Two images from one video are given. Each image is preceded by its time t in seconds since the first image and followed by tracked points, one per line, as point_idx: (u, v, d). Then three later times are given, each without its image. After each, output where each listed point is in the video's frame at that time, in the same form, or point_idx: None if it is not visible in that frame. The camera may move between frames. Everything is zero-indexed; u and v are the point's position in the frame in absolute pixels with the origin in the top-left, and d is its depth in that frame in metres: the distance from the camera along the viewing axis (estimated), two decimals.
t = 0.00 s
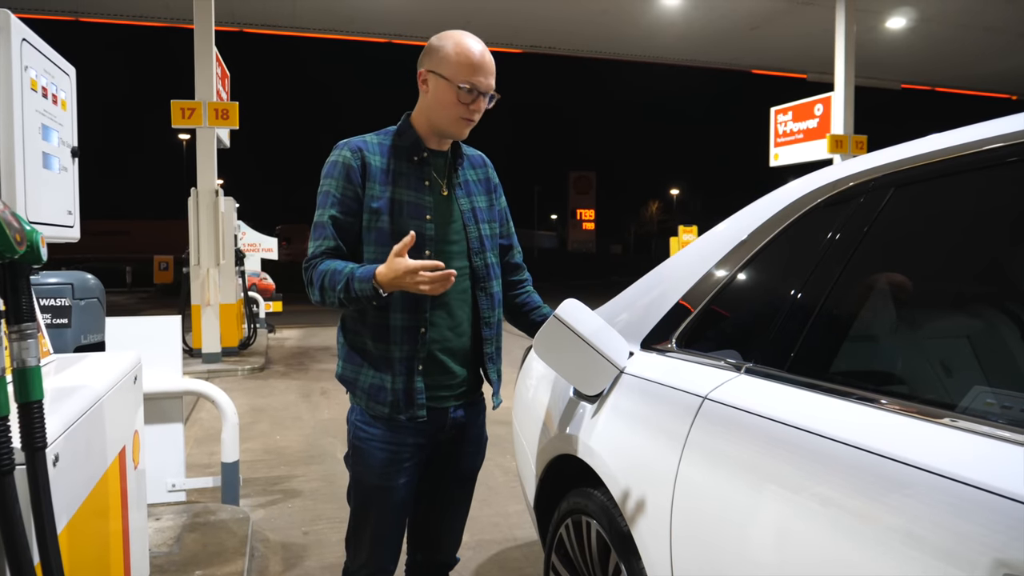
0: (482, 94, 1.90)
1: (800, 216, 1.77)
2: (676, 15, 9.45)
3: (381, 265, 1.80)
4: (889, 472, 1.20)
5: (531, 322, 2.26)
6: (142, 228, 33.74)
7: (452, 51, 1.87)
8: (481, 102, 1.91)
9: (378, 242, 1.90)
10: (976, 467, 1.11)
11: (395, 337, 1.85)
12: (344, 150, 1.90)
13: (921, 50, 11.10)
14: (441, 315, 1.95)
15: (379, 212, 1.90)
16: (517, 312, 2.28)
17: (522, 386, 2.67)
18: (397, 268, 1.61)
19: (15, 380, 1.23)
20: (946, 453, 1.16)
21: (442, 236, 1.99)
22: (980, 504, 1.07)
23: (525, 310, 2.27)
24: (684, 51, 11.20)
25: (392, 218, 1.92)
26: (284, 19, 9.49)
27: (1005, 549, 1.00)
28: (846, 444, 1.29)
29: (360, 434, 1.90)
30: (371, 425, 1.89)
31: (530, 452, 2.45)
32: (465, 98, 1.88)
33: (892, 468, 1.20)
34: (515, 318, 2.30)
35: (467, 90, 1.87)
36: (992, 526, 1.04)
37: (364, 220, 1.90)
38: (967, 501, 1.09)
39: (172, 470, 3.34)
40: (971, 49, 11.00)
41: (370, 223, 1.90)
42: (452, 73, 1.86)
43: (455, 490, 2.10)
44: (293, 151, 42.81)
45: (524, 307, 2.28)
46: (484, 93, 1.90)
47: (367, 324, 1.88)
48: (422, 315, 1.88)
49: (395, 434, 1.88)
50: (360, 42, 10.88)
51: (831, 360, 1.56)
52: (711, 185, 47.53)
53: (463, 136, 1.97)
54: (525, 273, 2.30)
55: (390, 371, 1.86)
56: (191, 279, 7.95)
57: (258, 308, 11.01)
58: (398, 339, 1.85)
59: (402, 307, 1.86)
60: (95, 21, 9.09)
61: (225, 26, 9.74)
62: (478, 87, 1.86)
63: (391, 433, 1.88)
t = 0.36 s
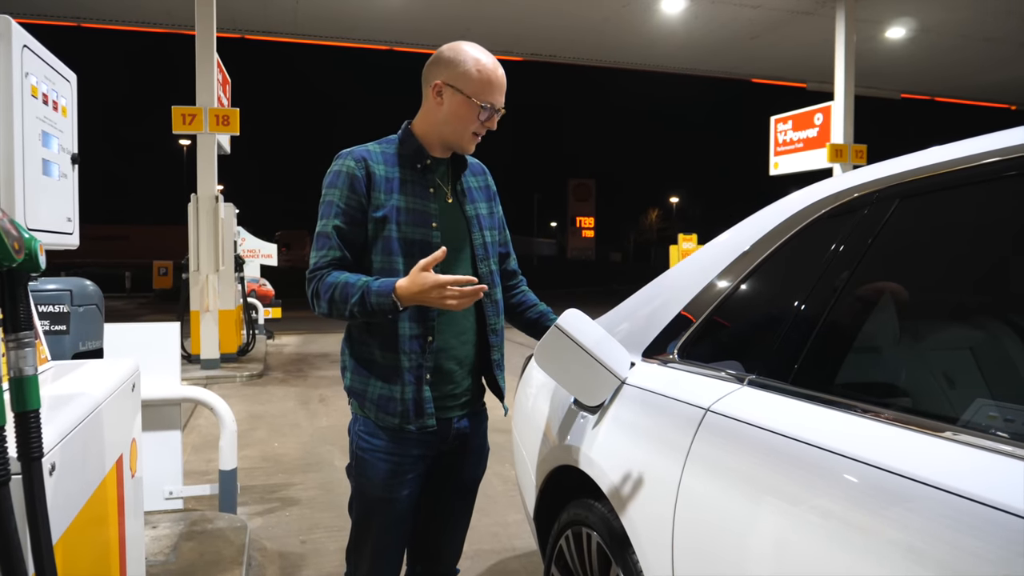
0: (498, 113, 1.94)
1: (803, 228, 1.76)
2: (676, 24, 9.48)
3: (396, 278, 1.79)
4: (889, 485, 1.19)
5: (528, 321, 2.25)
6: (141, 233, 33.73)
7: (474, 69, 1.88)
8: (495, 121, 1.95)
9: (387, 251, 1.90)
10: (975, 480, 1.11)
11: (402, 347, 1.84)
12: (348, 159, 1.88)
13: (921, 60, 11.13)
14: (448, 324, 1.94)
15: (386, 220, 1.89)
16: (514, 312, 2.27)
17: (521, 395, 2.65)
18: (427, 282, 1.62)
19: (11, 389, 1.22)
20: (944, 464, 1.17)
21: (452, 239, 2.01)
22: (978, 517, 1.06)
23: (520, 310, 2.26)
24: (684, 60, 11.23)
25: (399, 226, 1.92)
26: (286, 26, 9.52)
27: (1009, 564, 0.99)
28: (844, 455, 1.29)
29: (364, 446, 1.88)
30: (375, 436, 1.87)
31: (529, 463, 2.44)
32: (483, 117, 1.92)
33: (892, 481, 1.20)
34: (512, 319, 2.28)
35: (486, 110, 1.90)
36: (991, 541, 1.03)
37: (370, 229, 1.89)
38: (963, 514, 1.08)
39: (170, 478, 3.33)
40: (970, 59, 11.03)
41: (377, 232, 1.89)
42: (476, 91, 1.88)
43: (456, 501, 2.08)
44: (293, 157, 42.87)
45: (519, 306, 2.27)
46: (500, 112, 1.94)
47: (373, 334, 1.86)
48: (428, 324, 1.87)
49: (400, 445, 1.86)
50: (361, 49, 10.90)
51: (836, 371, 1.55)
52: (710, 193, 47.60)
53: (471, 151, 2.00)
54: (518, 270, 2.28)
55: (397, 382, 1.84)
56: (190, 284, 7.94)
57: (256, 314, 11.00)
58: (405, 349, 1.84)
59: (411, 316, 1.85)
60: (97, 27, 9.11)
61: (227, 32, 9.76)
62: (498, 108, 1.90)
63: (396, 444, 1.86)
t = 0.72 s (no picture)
0: (485, 100, 1.89)
1: (808, 239, 1.75)
2: (678, 30, 9.49)
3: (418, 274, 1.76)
4: (897, 496, 1.18)
5: (525, 327, 2.23)
6: (141, 237, 33.72)
7: (453, 61, 1.90)
8: (483, 108, 1.89)
9: (405, 255, 1.89)
10: (979, 490, 1.10)
11: (416, 350, 1.83)
12: (368, 161, 1.87)
13: (922, 67, 11.13)
14: (459, 330, 1.92)
15: (403, 224, 1.88)
16: (514, 318, 2.24)
17: (524, 402, 2.64)
18: (455, 267, 1.55)
19: (15, 395, 1.20)
20: (947, 472, 1.16)
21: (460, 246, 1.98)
22: (982, 527, 1.06)
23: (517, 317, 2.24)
24: (686, 66, 11.24)
25: (415, 231, 1.91)
26: (288, 30, 9.53)
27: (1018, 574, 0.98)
28: (849, 463, 1.28)
29: (371, 452, 1.87)
30: (383, 442, 1.86)
31: (533, 470, 2.42)
32: (466, 105, 1.88)
33: (896, 491, 1.19)
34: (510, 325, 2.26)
35: (466, 96, 1.87)
36: (992, 551, 1.03)
37: (388, 232, 1.88)
38: (966, 524, 1.08)
39: (170, 483, 3.31)
40: (972, 67, 11.03)
41: (395, 234, 1.88)
42: (453, 81, 1.88)
43: (461, 509, 2.06)
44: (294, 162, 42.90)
45: (519, 314, 2.24)
46: (485, 99, 1.89)
47: (386, 338, 1.85)
48: (442, 329, 1.87)
49: (409, 451, 1.85)
50: (363, 54, 10.91)
51: (845, 381, 1.54)
52: (711, 199, 47.64)
53: (471, 147, 1.95)
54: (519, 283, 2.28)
55: (410, 386, 1.83)
56: (191, 288, 7.93)
57: (257, 318, 10.99)
58: (418, 352, 1.83)
59: (424, 321, 1.84)
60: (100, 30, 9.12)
61: (229, 37, 9.78)
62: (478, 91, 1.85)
63: (404, 451, 1.85)
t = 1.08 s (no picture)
0: (515, 128, 1.87)
1: (817, 246, 1.74)
2: (680, 37, 9.51)
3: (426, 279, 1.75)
4: (907, 499, 1.17)
5: (543, 326, 2.22)
6: (143, 242, 33.74)
7: (487, 83, 1.83)
8: (512, 135, 1.89)
9: (416, 263, 1.89)
10: (984, 494, 1.10)
11: (426, 357, 1.82)
12: (378, 168, 1.87)
13: (924, 74, 11.15)
14: (469, 336, 1.91)
15: (414, 232, 1.88)
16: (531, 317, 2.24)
17: (530, 408, 2.63)
18: (459, 272, 1.58)
19: (25, 402, 1.20)
20: (950, 475, 1.17)
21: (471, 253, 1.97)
22: (986, 530, 1.06)
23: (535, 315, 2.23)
24: (687, 72, 11.26)
25: (425, 238, 1.91)
26: (291, 36, 9.55)
27: None
28: (858, 467, 1.28)
29: (380, 457, 1.86)
30: (392, 447, 1.85)
31: (540, 477, 2.42)
32: (498, 132, 1.86)
33: (902, 495, 1.19)
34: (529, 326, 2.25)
35: (500, 125, 1.85)
36: (994, 552, 1.03)
37: (399, 240, 1.87)
38: (968, 527, 1.08)
39: (174, 489, 3.30)
40: (973, 73, 11.05)
41: (406, 242, 1.87)
42: (484, 105, 1.83)
43: (469, 515, 2.05)
44: (295, 167, 42.96)
45: (536, 313, 2.24)
46: (516, 126, 1.87)
47: (397, 344, 1.85)
48: (452, 336, 1.86)
49: (419, 457, 1.85)
50: (365, 60, 10.93)
51: (857, 388, 1.53)
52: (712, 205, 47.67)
53: (492, 167, 1.96)
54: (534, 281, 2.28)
55: (420, 393, 1.82)
56: (194, 294, 7.92)
57: (258, 324, 10.98)
58: (428, 359, 1.82)
59: (433, 328, 1.83)
60: (103, 36, 9.14)
61: (232, 42, 9.79)
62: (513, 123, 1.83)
63: (414, 455, 1.85)
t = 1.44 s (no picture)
0: (532, 138, 1.90)
1: (817, 248, 1.75)
2: (678, 38, 9.51)
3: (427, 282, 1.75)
4: (910, 500, 1.17)
5: (569, 319, 2.22)
6: (139, 243, 33.67)
7: (510, 93, 1.84)
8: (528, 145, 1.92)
9: (417, 263, 1.88)
10: (980, 493, 1.10)
11: (425, 357, 1.82)
12: (384, 168, 1.87)
13: (920, 76, 11.18)
14: (468, 337, 1.90)
15: (418, 232, 1.88)
16: (556, 311, 2.24)
17: (529, 408, 2.63)
18: (461, 282, 1.58)
19: (24, 401, 1.19)
20: (950, 476, 1.16)
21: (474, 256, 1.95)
22: (984, 529, 1.06)
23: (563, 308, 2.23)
24: (684, 73, 11.27)
25: (428, 240, 1.90)
26: (288, 36, 9.53)
27: None
28: (859, 467, 1.27)
29: (379, 455, 1.86)
30: (390, 446, 1.85)
31: (538, 477, 2.41)
32: (516, 141, 1.89)
33: (901, 494, 1.19)
34: (555, 319, 2.25)
35: (519, 135, 1.87)
36: (993, 550, 1.03)
37: (402, 240, 1.87)
38: (967, 525, 1.08)
39: (172, 489, 3.29)
40: (969, 75, 11.08)
41: (409, 242, 1.87)
42: (507, 114, 1.84)
43: (468, 516, 2.05)
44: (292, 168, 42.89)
45: (563, 305, 2.23)
46: (532, 137, 1.91)
47: (396, 343, 1.84)
48: (451, 336, 1.86)
49: (416, 456, 1.85)
50: (363, 60, 10.91)
51: (856, 388, 1.52)
52: (708, 206, 47.74)
53: (501, 172, 1.98)
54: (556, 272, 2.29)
55: (419, 392, 1.82)
56: (190, 294, 7.90)
57: (255, 324, 10.96)
58: (427, 359, 1.82)
59: (433, 328, 1.83)
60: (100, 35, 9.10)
61: (229, 42, 9.77)
62: (532, 135, 1.86)
63: (412, 454, 1.84)
